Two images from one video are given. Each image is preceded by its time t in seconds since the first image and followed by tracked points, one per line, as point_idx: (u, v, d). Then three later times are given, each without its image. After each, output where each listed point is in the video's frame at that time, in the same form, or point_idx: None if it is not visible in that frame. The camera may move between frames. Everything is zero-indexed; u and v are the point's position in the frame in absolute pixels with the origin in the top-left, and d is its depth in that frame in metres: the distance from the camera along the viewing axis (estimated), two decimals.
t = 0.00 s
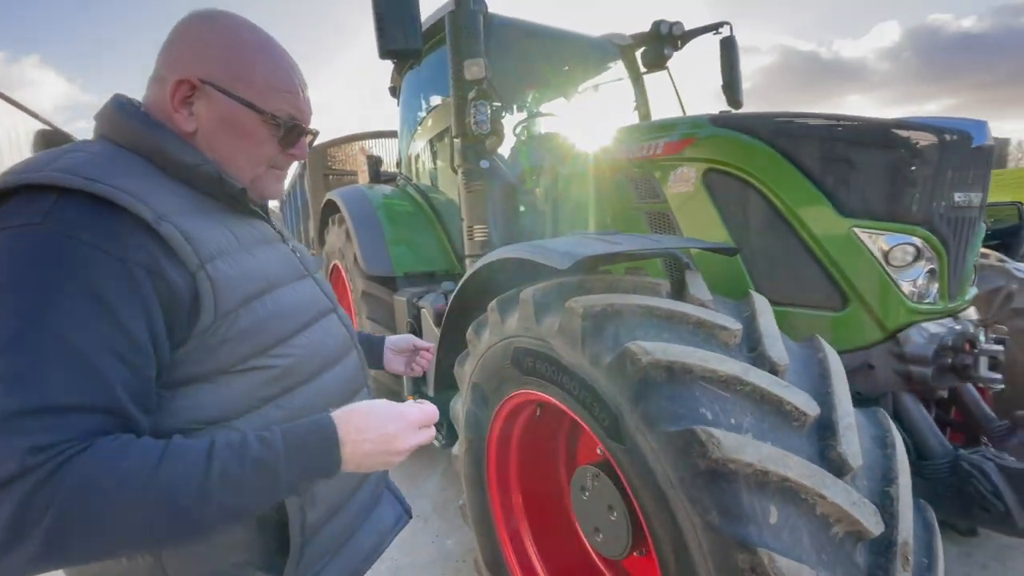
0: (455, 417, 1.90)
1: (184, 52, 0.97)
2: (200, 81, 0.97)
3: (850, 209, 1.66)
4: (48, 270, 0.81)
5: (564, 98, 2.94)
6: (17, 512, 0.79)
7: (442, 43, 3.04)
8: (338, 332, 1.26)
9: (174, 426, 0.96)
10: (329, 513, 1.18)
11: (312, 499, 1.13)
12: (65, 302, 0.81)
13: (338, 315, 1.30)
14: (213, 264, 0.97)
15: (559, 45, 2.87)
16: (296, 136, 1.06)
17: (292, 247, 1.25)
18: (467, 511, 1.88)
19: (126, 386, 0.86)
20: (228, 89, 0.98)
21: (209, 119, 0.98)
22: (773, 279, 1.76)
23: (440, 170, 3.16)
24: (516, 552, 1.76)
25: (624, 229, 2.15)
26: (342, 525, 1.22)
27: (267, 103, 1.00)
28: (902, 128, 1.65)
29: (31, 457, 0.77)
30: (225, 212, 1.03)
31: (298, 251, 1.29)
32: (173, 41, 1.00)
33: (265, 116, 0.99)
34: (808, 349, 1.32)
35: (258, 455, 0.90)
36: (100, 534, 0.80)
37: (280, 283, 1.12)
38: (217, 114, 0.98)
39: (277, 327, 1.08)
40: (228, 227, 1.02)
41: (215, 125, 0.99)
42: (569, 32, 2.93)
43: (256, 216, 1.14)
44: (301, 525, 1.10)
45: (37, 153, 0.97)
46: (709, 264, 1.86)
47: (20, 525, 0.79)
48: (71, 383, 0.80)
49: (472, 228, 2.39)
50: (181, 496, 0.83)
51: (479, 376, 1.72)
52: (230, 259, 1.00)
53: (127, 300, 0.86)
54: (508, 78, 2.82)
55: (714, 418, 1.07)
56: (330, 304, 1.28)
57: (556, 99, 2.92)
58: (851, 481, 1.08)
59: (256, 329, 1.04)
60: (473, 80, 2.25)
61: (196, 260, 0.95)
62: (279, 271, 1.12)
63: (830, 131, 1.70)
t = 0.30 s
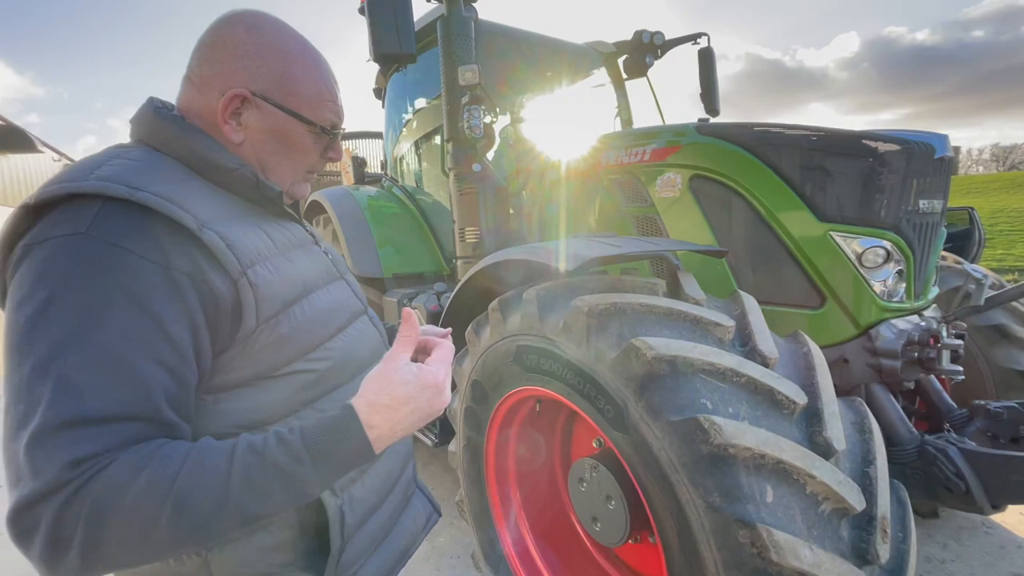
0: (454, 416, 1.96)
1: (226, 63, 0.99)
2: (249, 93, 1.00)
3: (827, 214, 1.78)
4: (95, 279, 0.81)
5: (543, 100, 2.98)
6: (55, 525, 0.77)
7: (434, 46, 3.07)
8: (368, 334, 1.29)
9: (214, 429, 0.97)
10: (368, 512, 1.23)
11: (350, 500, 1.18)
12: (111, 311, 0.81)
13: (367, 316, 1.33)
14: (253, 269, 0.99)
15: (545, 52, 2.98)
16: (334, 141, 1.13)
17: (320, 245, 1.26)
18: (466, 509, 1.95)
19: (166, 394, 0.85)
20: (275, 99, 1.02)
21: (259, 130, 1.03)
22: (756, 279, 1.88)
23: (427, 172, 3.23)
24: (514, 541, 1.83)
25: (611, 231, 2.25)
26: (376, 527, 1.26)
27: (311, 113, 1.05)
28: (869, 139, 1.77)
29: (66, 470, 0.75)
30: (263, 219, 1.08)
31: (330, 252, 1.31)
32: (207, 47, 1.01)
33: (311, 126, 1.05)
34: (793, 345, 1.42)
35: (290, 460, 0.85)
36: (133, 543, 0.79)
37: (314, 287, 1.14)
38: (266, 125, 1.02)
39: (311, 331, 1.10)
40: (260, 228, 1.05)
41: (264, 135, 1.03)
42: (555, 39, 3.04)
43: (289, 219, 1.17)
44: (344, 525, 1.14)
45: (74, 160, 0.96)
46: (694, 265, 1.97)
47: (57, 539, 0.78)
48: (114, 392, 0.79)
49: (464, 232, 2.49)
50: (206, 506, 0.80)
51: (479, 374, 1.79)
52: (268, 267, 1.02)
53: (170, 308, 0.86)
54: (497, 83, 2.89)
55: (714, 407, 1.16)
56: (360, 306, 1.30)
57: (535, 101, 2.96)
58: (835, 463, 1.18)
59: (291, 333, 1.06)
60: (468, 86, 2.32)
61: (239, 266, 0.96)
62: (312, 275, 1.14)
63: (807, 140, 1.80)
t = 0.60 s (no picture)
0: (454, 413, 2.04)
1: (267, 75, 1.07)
2: (288, 104, 1.08)
3: (806, 219, 1.90)
4: (144, 289, 0.88)
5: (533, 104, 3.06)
6: (106, 521, 0.83)
7: (428, 51, 3.14)
8: (393, 334, 1.34)
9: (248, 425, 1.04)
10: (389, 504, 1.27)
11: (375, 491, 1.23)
12: (156, 320, 0.86)
13: (393, 318, 1.38)
14: (286, 279, 1.04)
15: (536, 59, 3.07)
16: (365, 147, 1.19)
17: (350, 250, 1.33)
18: (464, 504, 2.02)
19: (207, 400, 0.90)
20: (313, 109, 1.10)
21: (297, 138, 1.10)
22: (741, 280, 1.99)
23: (420, 174, 3.31)
24: (513, 534, 1.90)
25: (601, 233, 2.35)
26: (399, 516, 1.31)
27: (344, 122, 1.12)
28: (846, 149, 1.89)
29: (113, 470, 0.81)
30: (290, 220, 1.15)
31: (358, 257, 1.36)
32: (250, 61, 1.09)
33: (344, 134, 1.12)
34: (777, 339, 1.52)
35: (319, 467, 0.88)
36: (174, 544, 0.83)
37: (342, 292, 1.19)
38: (303, 134, 1.10)
39: (340, 333, 1.15)
40: (293, 236, 1.11)
41: (301, 143, 1.11)
42: (545, 48, 3.14)
43: (320, 224, 1.23)
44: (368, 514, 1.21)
45: (123, 174, 1.03)
46: (682, 266, 2.07)
47: (106, 533, 0.84)
48: (160, 395, 0.84)
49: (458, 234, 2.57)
50: (240, 518, 0.83)
51: (479, 372, 1.87)
52: (301, 276, 1.08)
53: (210, 316, 0.91)
54: (490, 88, 2.97)
55: (707, 397, 1.26)
56: (386, 308, 1.36)
57: (526, 106, 3.04)
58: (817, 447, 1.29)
59: (323, 337, 1.11)
60: (466, 94, 2.41)
61: (273, 275, 1.02)
62: (341, 280, 1.20)
63: (787, 149, 1.92)
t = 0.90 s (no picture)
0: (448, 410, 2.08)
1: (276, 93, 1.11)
2: (291, 114, 1.12)
3: (790, 223, 1.97)
4: (151, 296, 0.92)
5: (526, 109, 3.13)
6: (109, 512, 0.88)
7: (424, 56, 3.20)
8: (392, 337, 1.39)
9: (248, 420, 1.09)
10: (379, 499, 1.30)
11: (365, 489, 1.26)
12: (161, 325, 0.91)
13: (393, 322, 1.44)
14: (284, 288, 1.09)
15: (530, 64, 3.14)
16: (368, 156, 1.23)
17: (355, 255, 1.39)
18: (460, 501, 2.08)
19: (206, 401, 0.94)
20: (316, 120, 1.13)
21: (301, 148, 1.14)
22: (727, 282, 2.06)
23: (416, 177, 3.37)
24: (507, 528, 1.96)
25: (593, 235, 2.42)
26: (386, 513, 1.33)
27: (346, 131, 1.15)
28: (830, 156, 1.97)
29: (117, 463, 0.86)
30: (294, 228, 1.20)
31: (362, 261, 1.42)
32: (259, 72, 1.13)
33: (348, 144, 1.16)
34: (762, 339, 1.59)
35: (309, 473, 0.93)
36: (169, 532, 0.88)
37: (340, 297, 1.24)
38: (308, 144, 1.14)
39: (338, 338, 1.20)
40: (293, 245, 1.16)
41: (305, 152, 1.15)
42: (538, 53, 3.21)
43: (326, 230, 1.29)
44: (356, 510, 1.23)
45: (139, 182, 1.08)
46: (671, 268, 2.14)
47: (108, 519, 0.89)
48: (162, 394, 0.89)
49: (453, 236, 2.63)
50: (232, 512, 0.88)
51: (475, 371, 1.92)
52: (298, 284, 1.13)
53: (210, 322, 0.96)
54: (485, 92, 3.03)
55: (695, 392, 1.33)
56: (386, 312, 1.41)
57: (519, 111, 3.12)
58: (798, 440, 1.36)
59: (318, 342, 1.16)
60: (462, 99, 2.47)
61: (271, 283, 1.06)
62: (342, 286, 1.25)
63: (772, 156, 2.00)
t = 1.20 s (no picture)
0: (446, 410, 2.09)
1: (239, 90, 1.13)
2: (260, 111, 1.13)
3: (785, 225, 1.99)
4: (175, 281, 0.94)
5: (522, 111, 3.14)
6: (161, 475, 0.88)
7: (422, 59, 3.22)
8: (394, 324, 1.38)
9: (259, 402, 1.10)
10: (384, 473, 1.30)
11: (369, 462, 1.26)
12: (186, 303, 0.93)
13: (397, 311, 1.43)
14: (290, 273, 1.11)
15: (527, 67, 3.16)
16: (346, 130, 1.22)
17: (357, 249, 1.40)
18: (458, 502, 2.08)
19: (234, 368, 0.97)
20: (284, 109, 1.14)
21: (277, 139, 1.15)
22: (724, 284, 2.07)
23: (414, 179, 3.39)
24: (504, 529, 1.97)
25: (591, 237, 2.43)
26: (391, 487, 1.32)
27: (314, 110, 1.15)
28: (823, 159, 1.99)
29: (166, 426, 0.87)
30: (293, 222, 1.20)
31: (366, 257, 1.43)
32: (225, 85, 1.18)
33: (314, 121, 1.15)
34: (757, 340, 1.61)
35: (338, 413, 0.96)
36: (232, 479, 0.89)
37: (346, 284, 1.25)
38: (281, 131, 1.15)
39: (341, 322, 1.20)
40: (301, 237, 1.18)
41: (282, 142, 1.15)
42: (537, 56, 3.23)
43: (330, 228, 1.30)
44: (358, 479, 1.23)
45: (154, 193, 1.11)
46: (667, 270, 2.15)
47: (171, 475, 0.88)
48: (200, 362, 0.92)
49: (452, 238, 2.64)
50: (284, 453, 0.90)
51: (473, 371, 1.93)
52: (303, 270, 1.14)
53: (229, 297, 0.98)
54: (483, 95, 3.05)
55: (690, 391, 1.35)
56: (390, 302, 1.41)
57: (517, 112, 3.13)
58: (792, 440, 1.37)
59: (323, 325, 1.17)
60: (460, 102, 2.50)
61: (276, 269, 1.08)
62: (346, 275, 1.26)
63: (767, 158, 2.01)
